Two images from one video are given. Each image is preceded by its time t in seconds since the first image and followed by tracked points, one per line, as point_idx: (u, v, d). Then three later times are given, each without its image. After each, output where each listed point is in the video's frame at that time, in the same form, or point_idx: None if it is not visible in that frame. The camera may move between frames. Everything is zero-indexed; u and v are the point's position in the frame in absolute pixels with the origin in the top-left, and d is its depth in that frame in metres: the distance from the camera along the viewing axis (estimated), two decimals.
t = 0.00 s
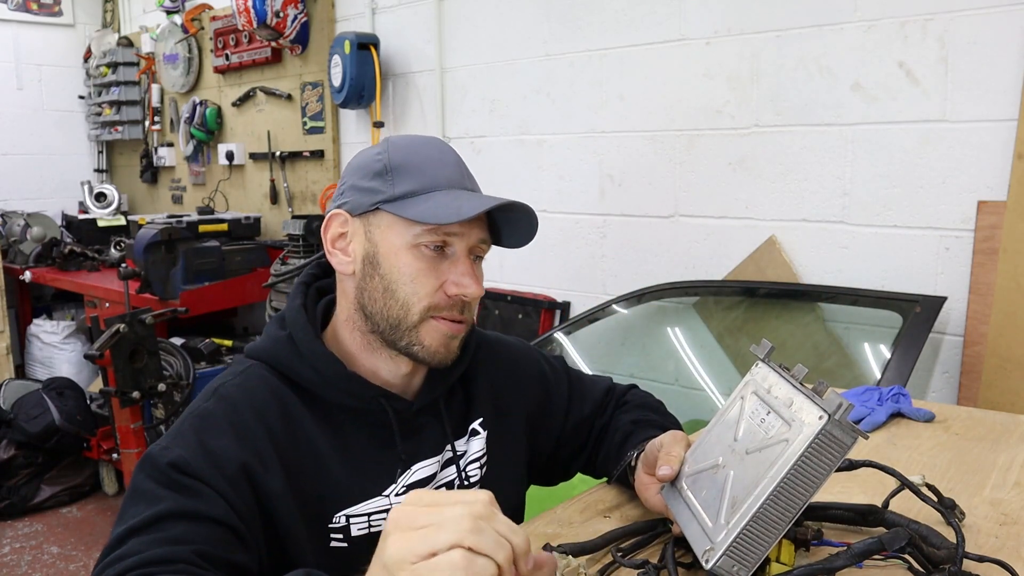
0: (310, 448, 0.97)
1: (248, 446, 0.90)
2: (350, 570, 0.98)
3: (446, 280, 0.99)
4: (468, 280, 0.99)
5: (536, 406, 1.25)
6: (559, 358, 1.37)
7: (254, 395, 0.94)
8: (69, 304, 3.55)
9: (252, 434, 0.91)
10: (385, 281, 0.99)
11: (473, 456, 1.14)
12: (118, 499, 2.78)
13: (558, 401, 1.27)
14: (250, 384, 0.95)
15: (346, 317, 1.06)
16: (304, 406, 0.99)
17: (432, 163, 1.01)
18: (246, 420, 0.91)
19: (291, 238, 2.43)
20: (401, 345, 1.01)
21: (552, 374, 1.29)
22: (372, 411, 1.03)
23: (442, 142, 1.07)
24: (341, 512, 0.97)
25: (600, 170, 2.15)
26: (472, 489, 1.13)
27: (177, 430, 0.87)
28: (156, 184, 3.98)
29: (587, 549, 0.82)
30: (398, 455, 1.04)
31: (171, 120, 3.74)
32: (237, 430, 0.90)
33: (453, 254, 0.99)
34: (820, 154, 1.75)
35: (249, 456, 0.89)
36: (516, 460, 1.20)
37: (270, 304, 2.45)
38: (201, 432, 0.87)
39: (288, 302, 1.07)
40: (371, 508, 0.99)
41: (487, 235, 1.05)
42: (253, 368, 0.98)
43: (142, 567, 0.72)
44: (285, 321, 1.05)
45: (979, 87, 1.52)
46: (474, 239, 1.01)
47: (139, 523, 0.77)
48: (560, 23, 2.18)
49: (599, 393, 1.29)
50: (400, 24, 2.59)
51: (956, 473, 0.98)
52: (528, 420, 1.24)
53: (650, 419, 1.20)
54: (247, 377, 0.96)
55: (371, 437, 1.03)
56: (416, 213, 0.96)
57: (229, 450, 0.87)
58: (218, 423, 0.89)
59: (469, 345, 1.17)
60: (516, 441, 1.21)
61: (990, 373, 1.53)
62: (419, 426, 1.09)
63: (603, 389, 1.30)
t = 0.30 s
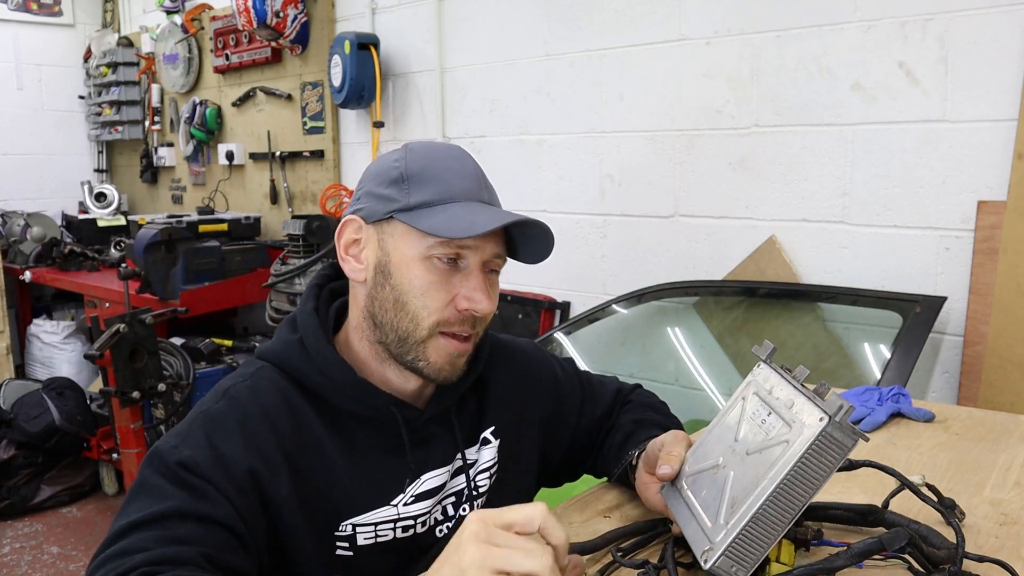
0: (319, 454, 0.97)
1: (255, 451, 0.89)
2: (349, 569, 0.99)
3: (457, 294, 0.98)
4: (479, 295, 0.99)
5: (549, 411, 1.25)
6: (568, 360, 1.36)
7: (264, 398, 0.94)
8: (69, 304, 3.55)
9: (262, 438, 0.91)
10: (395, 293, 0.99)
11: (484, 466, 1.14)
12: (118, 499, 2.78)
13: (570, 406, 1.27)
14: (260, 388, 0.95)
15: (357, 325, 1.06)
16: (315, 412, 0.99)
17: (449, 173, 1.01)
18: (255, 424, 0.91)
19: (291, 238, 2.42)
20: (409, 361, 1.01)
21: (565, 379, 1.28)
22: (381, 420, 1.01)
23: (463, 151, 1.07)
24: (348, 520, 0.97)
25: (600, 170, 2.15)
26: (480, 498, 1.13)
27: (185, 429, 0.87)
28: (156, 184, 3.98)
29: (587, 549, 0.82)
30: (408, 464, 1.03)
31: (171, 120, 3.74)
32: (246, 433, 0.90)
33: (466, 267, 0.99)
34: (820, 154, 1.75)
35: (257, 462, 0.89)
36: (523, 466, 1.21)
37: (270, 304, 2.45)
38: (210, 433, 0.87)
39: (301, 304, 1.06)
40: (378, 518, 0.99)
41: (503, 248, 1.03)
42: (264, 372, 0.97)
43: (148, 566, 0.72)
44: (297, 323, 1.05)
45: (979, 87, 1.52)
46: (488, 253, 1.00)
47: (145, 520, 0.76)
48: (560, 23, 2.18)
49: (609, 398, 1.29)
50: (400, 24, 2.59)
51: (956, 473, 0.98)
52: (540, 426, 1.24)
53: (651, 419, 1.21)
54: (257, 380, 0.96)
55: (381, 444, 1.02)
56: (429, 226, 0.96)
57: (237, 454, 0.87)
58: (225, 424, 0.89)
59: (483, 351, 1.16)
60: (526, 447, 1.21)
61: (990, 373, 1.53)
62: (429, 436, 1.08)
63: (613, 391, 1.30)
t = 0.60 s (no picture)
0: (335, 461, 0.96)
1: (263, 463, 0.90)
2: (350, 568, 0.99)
3: (454, 292, 0.97)
4: (475, 289, 0.97)
5: (573, 415, 1.23)
6: (587, 360, 1.35)
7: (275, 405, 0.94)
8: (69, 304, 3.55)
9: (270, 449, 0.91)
10: (395, 296, 0.99)
11: (506, 475, 1.13)
12: (118, 499, 2.78)
13: (593, 411, 1.25)
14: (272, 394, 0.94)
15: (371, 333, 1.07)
16: (330, 418, 0.99)
17: (439, 168, 1.01)
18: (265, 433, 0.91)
19: (291, 238, 2.41)
20: (414, 363, 1.00)
21: (588, 382, 1.26)
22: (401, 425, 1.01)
23: (461, 145, 1.08)
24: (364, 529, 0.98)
25: (600, 170, 2.15)
26: (498, 506, 1.12)
27: (190, 442, 0.89)
28: (156, 184, 3.98)
29: (587, 550, 0.82)
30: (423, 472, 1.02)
31: (171, 120, 3.74)
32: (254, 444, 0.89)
33: (460, 263, 0.98)
34: (820, 154, 1.75)
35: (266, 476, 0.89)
36: (541, 469, 1.20)
37: (270, 304, 2.45)
38: (216, 446, 0.88)
39: (321, 305, 1.06)
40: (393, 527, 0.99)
41: (502, 241, 1.02)
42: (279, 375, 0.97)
43: None
44: (317, 325, 1.05)
45: (979, 87, 1.52)
46: (481, 243, 0.99)
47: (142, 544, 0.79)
48: (559, 23, 2.18)
49: (623, 399, 1.29)
50: (400, 24, 2.59)
51: (956, 473, 0.98)
52: (563, 431, 1.22)
53: (653, 419, 1.21)
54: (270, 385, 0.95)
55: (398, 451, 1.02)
56: (412, 222, 0.97)
57: (243, 468, 0.87)
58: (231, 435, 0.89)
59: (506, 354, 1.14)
60: (547, 452, 1.20)
61: (990, 373, 1.53)
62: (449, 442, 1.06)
63: (627, 393, 1.30)
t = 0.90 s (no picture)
0: (335, 459, 0.96)
1: (262, 459, 0.90)
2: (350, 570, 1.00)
3: (450, 296, 0.97)
4: (469, 293, 0.97)
5: (576, 417, 1.23)
6: (591, 360, 1.34)
7: (274, 400, 0.94)
8: (69, 304, 3.55)
9: (268, 443, 0.91)
10: (393, 301, 1.00)
11: (508, 478, 1.13)
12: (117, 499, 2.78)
13: (596, 411, 1.25)
14: (270, 386, 0.95)
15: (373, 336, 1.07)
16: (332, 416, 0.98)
17: (433, 170, 1.00)
18: (262, 427, 0.91)
19: (291, 238, 2.41)
20: (413, 367, 1.00)
21: (592, 385, 1.26)
22: (403, 422, 1.01)
23: (459, 143, 1.06)
24: (361, 526, 0.98)
25: (600, 170, 2.15)
26: (501, 508, 1.12)
27: (188, 439, 0.89)
28: (156, 184, 3.98)
29: (587, 549, 0.82)
30: (422, 469, 1.02)
31: (171, 120, 3.74)
32: (251, 436, 0.90)
33: (455, 266, 0.98)
34: (820, 154, 1.75)
35: (263, 470, 0.89)
36: (543, 468, 1.20)
37: (270, 304, 2.45)
38: (214, 439, 0.89)
39: (326, 300, 1.07)
40: (391, 524, 0.99)
41: (499, 243, 1.01)
42: (278, 368, 0.98)
43: None
44: (322, 319, 1.06)
45: (979, 87, 1.52)
46: (475, 246, 0.98)
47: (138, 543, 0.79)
48: (560, 23, 2.18)
49: (625, 400, 1.29)
50: (400, 24, 2.59)
51: (956, 473, 0.98)
52: (567, 431, 1.22)
53: (653, 420, 1.22)
54: (268, 378, 0.96)
55: (398, 449, 1.01)
56: (403, 229, 0.97)
57: (239, 461, 0.88)
58: (229, 431, 0.90)
59: (510, 355, 1.14)
60: (550, 451, 1.20)
61: (990, 373, 1.53)
62: (448, 441, 1.06)
63: (628, 394, 1.30)
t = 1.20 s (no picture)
0: (333, 459, 0.96)
1: (261, 460, 0.90)
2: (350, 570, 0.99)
3: (440, 293, 0.97)
4: (461, 290, 0.97)
5: (574, 416, 1.23)
6: (587, 360, 1.34)
7: (273, 402, 0.94)
8: (69, 304, 3.55)
9: (267, 445, 0.91)
10: (386, 299, 1.00)
11: (505, 475, 1.12)
12: (118, 499, 2.78)
13: (592, 410, 1.25)
14: (268, 388, 0.95)
15: (368, 336, 1.08)
16: (330, 416, 0.98)
17: (421, 168, 1.00)
18: (261, 429, 0.91)
19: (291, 238, 2.41)
20: (406, 365, 1.00)
21: (590, 384, 1.26)
22: (401, 422, 1.01)
23: (448, 140, 1.06)
24: (359, 526, 0.97)
25: (600, 170, 2.15)
26: (498, 506, 1.12)
27: (188, 439, 0.88)
28: (155, 184, 3.98)
29: (587, 549, 0.82)
30: (420, 469, 1.02)
31: (171, 120, 3.74)
32: (249, 438, 0.90)
33: (446, 264, 0.98)
34: (820, 154, 1.75)
35: (263, 472, 0.89)
36: (540, 469, 1.20)
37: (270, 304, 2.45)
38: (213, 439, 0.89)
39: (321, 301, 1.07)
40: (390, 524, 0.99)
41: (490, 239, 1.01)
42: (276, 370, 0.97)
43: None
44: (317, 320, 1.06)
45: (979, 87, 1.52)
46: (464, 243, 0.98)
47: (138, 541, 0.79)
48: (560, 23, 2.18)
49: (624, 400, 1.29)
50: (400, 24, 2.59)
51: (956, 474, 0.98)
52: (563, 431, 1.22)
53: (652, 419, 1.21)
54: (266, 380, 0.96)
55: (396, 449, 1.02)
56: (393, 228, 0.97)
57: (239, 462, 0.88)
58: (228, 432, 0.90)
59: (506, 354, 1.15)
60: (547, 451, 1.20)
61: (990, 373, 1.53)
62: (445, 441, 1.06)
63: (627, 393, 1.30)
